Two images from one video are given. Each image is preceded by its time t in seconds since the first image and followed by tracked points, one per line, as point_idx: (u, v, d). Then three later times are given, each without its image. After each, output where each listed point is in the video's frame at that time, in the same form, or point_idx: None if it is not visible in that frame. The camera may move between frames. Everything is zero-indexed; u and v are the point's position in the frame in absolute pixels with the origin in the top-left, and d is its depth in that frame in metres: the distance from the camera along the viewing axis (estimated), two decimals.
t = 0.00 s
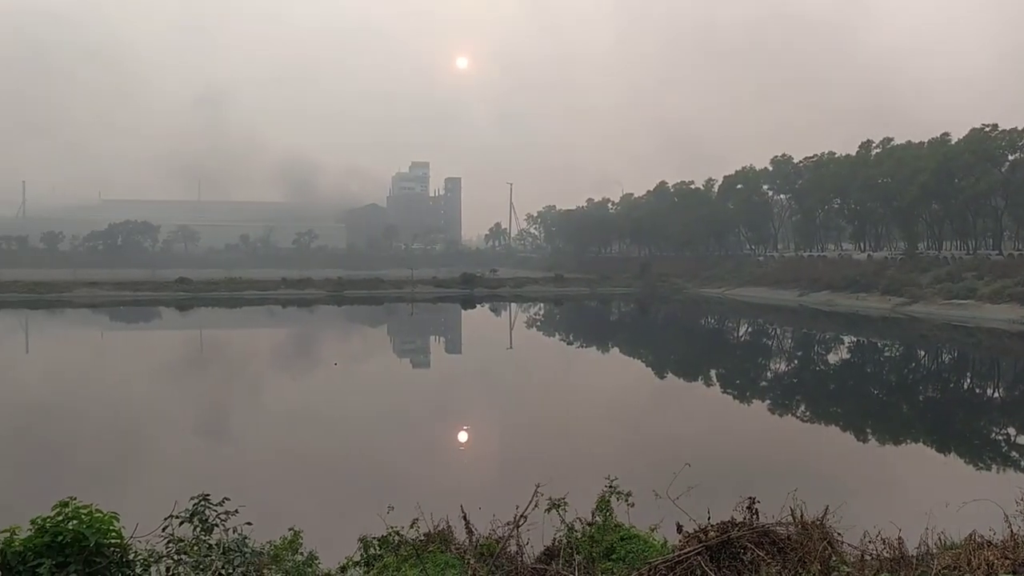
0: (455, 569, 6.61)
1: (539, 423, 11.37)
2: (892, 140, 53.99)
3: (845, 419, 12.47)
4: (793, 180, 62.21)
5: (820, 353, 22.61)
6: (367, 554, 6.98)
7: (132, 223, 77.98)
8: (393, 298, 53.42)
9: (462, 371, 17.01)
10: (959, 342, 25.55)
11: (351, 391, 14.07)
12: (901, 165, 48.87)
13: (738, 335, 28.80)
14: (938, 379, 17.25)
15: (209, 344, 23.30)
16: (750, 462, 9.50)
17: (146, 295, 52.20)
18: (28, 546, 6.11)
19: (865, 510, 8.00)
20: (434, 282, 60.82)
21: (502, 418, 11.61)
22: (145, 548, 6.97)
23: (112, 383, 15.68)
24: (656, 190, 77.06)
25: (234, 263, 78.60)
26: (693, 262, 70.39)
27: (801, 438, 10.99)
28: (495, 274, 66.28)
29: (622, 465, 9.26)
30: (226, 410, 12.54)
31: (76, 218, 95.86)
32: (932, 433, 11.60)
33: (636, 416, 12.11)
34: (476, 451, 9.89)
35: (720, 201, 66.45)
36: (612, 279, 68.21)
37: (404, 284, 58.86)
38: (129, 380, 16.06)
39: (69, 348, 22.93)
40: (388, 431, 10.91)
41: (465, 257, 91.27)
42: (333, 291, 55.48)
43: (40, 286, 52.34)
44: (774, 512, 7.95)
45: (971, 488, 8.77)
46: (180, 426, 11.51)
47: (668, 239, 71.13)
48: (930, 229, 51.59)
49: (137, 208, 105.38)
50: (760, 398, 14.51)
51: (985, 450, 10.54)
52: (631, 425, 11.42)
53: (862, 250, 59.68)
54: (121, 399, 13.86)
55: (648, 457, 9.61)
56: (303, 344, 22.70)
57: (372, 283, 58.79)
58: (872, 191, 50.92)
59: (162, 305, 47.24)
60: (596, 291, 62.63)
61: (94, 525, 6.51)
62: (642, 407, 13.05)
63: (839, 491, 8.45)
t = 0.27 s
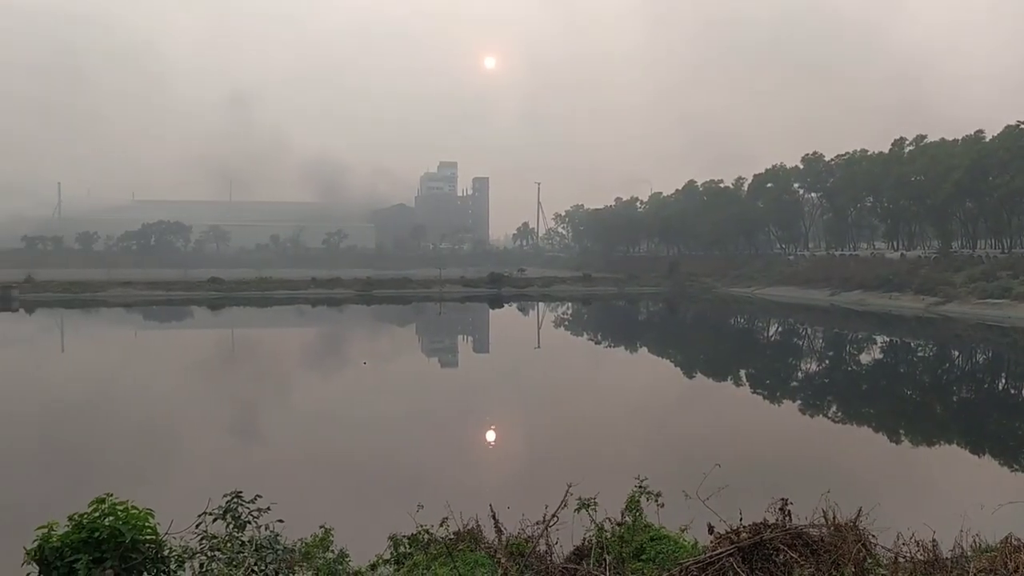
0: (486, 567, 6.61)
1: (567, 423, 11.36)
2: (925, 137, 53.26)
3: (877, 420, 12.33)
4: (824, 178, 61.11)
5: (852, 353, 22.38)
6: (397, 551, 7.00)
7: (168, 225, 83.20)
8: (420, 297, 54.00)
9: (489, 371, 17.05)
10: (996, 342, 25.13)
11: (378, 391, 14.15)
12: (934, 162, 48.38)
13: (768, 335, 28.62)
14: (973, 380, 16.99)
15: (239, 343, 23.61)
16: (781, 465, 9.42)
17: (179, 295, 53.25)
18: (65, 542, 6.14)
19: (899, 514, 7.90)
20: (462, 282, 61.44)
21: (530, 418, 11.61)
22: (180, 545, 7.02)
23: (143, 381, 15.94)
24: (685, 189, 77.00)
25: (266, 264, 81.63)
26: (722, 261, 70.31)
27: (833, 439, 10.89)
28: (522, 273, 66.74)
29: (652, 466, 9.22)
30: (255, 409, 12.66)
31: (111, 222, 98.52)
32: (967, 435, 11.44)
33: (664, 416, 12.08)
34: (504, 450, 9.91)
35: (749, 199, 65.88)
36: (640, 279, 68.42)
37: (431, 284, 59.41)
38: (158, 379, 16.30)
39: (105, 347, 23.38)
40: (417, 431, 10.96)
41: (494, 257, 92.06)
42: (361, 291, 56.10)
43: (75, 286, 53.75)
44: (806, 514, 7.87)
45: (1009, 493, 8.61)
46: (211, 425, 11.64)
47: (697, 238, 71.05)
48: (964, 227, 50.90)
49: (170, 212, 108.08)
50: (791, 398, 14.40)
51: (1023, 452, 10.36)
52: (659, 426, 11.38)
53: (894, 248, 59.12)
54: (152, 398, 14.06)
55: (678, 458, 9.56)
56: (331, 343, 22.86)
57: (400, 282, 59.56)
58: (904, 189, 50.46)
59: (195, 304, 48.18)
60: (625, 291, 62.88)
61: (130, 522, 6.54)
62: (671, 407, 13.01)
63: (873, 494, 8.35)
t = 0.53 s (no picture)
0: (512, 567, 6.62)
1: (591, 423, 11.35)
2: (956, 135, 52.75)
3: (906, 422, 12.22)
4: (852, 176, 61.64)
5: (880, 353, 22.20)
6: (424, 550, 7.03)
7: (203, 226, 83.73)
8: (446, 296, 54.38)
9: (514, 370, 17.07)
10: None
11: (402, 390, 14.22)
12: (966, 160, 47.97)
13: (794, 335, 28.46)
14: (1004, 381, 16.79)
15: (265, 342, 23.85)
16: (808, 466, 9.38)
17: (208, 294, 54.02)
18: (98, 539, 6.21)
19: (929, 517, 7.82)
20: (486, 280, 62.02)
21: (554, 418, 11.61)
22: (209, 542, 7.07)
23: (169, 380, 16.12)
24: (712, 188, 77.13)
25: (295, 264, 83.50)
26: (748, 259, 70.15)
27: (860, 440, 10.80)
28: (548, 272, 67.03)
29: (678, 467, 9.18)
30: (280, 408, 12.76)
31: (140, 223, 100.56)
32: (997, 436, 11.33)
33: (689, 416, 12.04)
34: (528, 450, 9.91)
35: (777, 197, 66.88)
36: (666, 278, 68.52)
37: (457, 284, 59.77)
38: (184, 378, 16.50)
39: (134, 345, 23.72)
40: (441, 430, 10.99)
41: (519, 256, 92.53)
42: (386, 291, 56.55)
43: (106, 286, 54.81)
44: (835, 516, 7.81)
45: None
46: (237, 423, 11.74)
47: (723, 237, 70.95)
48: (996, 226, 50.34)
49: (196, 212, 109.79)
50: (818, 399, 14.30)
51: None
52: (685, 426, 11.34)
53: (924, 247, 58.69)
54: (179, 396, 14.21)
55: (704, 459, 9.53)
56: (355, 343, 22.97)
57: (425, 280, 60.38)
58: (934, 187, 50.08)
59: (223, 304, 48.91)
60: (652, 291, 62.91)
61: (161, 520, 6.60)
62: (697, 407, 12.97)
63: (902, 497, 8.27)
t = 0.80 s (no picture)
0: (541, 566, 6.64)
1: (620, 423, 11.34)
2: (989, 132, 52.03)
3: (939, 423, 12.07)
4: (884, 174, 61.18)
5: (912, 353, 21.91)
6: (452, 549, 7.06)
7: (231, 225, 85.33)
8: (473, 296, 54.62)
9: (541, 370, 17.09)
10: None
11: (429, 389, 14.27)
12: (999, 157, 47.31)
13: (825, 335, 28.23)
14: None
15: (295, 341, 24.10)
16: (840, 467, 9.30)
17: (239, 293, 54.82)
18: (132, 535, 6.29)
19: (965, 520, 7.73)
20: (513, 280, 62.31)
21: (581, 418, 11.62)
22: (241, 539, 7.14)
23: (199, 379, 16.33)
24: (740, 186, 76.90)
25: (325, 264, 84.35)
26: (777, 258, 70.00)
27: (893, 441, 10.70)
28: (575, 271, 67.34)
29: (708, 467, 9.16)
30: (309, 407, 12.86)
31: (169, 224, 101.97)
32: None
33: (718, 416, 12.01)
34: (556, 449, 9.91)
35: (807, 195, 66.53)
36: (695, 278, 68.57)
37: (484, 284, 60.23)
38: (212, 376, 16.69)
39: (165, 344, 24.05)
40: (470, 430, 11.02)
41: (547, 256, 93.05)
42: (413, 290, 56.89)
43: (138, 286, 55.65)
44: (868, 518, 7.74)
45: None
46: (267, 421, 11.87)
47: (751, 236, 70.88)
48: None
49: (223, 213, 111.02)
50: (849, 399, 14.17)
51: None
52: (714, 426, 11.30)
53: (956, 246, 58.03)
54: (209, 394, 14.38)
55: (735, 459, 9.50)
56: (382, 342, 23.09)
57: (452, 280, 60.79)
58: (966, 185, 49.56)
59: (254, 303, 49.49)
60: (681, 290, 63.09)
61: (193, 516, 6.66)
62: (726, 406, 12.93)
63: (936, 500, 8.20)
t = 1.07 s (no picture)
0: (572, 565, 6.65)
1: (649, 423, 11.32)
2: None
3: (976, 424, 11.91)
4: (919, 171, 60.51)
5: (948, 354, 21.60)
6: (483, 548, 7.08)
7: (263, 225, 86.25)
8: (501, 296, 54.71)
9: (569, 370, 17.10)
10: None
11: (456, 388, 14.34)
12: None
13: (858, 335, 27.94)
14: None
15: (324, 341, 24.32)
16: (874, 469, 9.22)
17: (272, 293, 55.47)
18: (168, 532, 6.38)
19: (1003, 523, 7.63)
20: (542, 279, 62.44)
21: (610, 417, 11.62)
22: (275, 537, 7.20)
23: (230, 378, 16.54)
24: (772, 185, 76.36)
25: (356, 265, 85.31)
26: (810, 258, 69.72)
27: (927, 443, 10.58)
28: (604, 271, 67.48)
29: (740, 469, 9.12)
30: (338, 407, 12.97)
31: (201, 224, 103.56)
32: None
33: (748, 416, 11.94)
34: (586, 449, 9.91)
35: (840, 194, 66.07)
36: (726, 277, 68.57)
37: (512, 283, 60.63)
38: (242, 376, 16.88)
39: (199, 343, 24.46)
40: (499, 430, 11.05)
41: (576, 256, 93.33)
42: (443, 290, 57.23)
43: (172, 285, 56.41)
44: (904, 520, 7.67)
45: None
46: (298, 420, 11.99)
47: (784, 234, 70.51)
48: None
49: (254, 215, 112.42)
50: (883, 400, 14.04)
51: None
52: (745, 426, 11.25)
53: (991, 244, 57.19)
54: (240, 393, 14.54)
55: (767, 460, 9.45)
56: (411, 342, 23.23)
57: (481, 280, 61.09)
58: (1003, 182, 48.86)
59: (287, 302, 50.15)
60: (713, 290, 63.09)
61: (228, 514, 6.73)
62: (756, 406, 12.86)
63: (973, 503, 8.11)
